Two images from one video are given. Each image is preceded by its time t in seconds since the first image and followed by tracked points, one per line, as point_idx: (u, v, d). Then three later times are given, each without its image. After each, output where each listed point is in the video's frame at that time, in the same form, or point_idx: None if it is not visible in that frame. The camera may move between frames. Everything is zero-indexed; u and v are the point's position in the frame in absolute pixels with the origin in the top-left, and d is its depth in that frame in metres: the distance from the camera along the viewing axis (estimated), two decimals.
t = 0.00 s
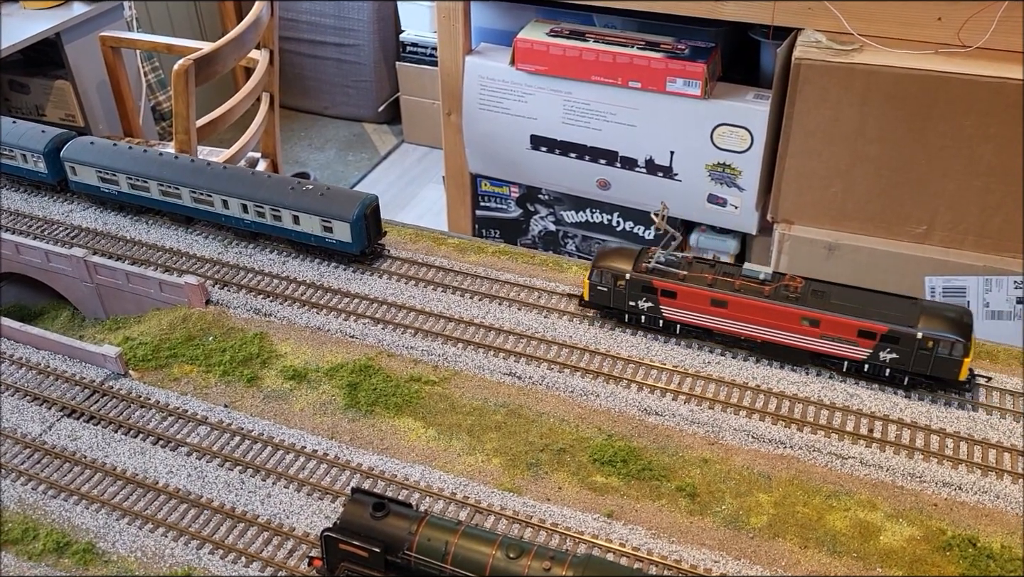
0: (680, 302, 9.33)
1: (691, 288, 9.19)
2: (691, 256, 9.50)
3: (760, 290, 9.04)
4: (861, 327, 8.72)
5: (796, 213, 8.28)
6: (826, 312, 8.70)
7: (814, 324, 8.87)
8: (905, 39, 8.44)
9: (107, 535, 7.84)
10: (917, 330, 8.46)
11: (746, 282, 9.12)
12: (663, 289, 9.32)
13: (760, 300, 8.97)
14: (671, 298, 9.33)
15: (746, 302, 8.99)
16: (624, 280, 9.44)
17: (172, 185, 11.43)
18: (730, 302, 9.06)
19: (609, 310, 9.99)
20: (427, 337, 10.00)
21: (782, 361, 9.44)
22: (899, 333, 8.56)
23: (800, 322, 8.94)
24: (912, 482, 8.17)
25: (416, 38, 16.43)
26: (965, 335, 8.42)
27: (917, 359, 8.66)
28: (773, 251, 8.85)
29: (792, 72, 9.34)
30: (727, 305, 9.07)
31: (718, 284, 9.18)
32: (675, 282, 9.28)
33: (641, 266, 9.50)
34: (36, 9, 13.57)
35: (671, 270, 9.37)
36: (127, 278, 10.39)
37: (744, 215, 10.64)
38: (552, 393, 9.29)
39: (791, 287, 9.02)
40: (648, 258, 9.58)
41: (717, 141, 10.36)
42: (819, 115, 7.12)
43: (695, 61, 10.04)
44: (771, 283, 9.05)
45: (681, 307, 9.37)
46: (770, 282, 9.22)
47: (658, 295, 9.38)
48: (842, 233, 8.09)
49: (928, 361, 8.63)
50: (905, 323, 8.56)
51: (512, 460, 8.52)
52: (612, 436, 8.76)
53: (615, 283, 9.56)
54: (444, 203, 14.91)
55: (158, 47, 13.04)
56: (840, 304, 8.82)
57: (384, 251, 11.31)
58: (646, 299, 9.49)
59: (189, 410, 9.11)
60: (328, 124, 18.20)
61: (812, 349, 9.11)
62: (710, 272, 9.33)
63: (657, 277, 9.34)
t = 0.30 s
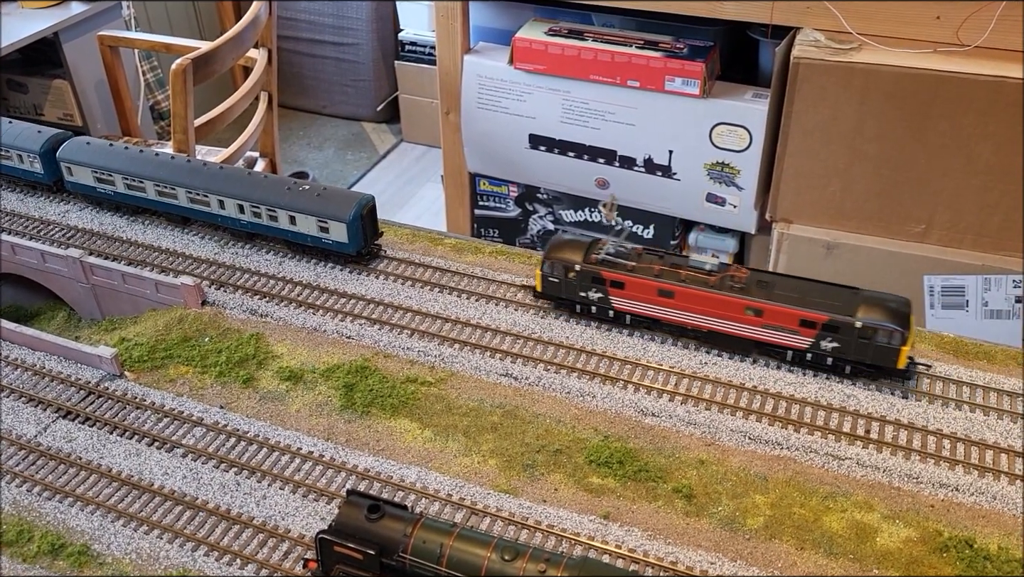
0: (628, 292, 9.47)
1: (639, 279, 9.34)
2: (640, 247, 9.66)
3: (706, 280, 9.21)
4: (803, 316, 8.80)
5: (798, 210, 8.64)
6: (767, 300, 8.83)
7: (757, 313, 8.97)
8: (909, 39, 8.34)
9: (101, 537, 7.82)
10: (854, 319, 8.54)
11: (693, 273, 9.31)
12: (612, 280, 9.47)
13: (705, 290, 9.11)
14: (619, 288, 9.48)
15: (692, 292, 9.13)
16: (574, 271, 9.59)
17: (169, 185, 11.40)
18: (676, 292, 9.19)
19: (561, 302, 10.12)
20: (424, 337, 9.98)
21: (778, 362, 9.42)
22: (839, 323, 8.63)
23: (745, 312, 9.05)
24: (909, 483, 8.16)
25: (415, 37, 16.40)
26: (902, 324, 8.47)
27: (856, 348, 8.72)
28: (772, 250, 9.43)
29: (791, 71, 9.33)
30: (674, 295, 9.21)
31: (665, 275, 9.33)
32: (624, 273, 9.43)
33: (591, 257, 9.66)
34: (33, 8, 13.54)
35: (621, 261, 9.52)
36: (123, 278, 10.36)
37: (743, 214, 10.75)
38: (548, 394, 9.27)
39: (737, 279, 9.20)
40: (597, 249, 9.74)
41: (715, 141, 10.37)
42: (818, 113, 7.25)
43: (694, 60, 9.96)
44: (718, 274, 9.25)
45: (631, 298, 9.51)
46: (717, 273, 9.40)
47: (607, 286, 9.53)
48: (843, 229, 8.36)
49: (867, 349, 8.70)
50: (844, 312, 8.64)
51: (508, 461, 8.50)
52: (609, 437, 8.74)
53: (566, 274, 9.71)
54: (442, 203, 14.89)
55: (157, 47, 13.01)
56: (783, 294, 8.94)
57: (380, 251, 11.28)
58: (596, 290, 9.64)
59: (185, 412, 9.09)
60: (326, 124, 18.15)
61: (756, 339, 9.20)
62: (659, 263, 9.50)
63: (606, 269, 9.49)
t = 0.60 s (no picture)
0: (568, 277, 9.66)
1: (579, 264, 9.52)
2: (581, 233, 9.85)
3: (643, 265, 9.39)
4: (735, 300, 9.02)
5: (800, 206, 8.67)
6: (701, 284, 9.04)
7: (692, 297, 9.18)
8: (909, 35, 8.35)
9: (101, 535, 7.79)
10: (784, 300, 8.77)
11: (630, 258, 9.49)
12: (552, 265, 9.65)
13: (642, 275, 9.31)
14: (560, 273, 9.66)
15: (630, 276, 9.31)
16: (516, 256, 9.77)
17: (168, 182, 11.36)
18: (614, 276, 9.39)
19: (504, 287, 10.33)
20: (424, 335, 9.94)
21: (780, 359, 9.38)
22: (769, 305, 8.85)
23: (680, 295, 9.25)
24: (911, 481, 8.13)
25: (415, 34, 16.35)
26: (830, 306, 8.71)
27: (787, 330, 8.93)
28: (774, 248, 9.71)
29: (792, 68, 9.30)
30: (612, 279, 9.40)
31: (604, 261, 9.52)
32: (563, 258, 9.61)
33: (533, 243, 9.84)
34: (33, 5, 13.50)
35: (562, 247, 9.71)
36: (122, 276, 10.33)
37: (743, 212, 10.78)
38: (548, 392, 9.24)
39: (672, 263, 9.39)
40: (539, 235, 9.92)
41: (716, 139, 10.34)
42: (819, 110, 7.40)
43: (694, 58, 9.94)
44: (654, 259, 9.43)
45: (570, 282, 9.70)
46: (654, 257, 9.59)
47: (548, 270, 9.72)
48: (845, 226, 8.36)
49: (798, 331, 8.91)
50: (774, 295, 8.88)
51: (508, 459, 8.47)
52: (610, 435, 8.71)
53: (509, 259, 9.89)
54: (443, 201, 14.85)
55: (157, 45, 12.99)
56: (716, 278, 9.16)
57: (380, 249, 11.25)
58: (538, 275, 9.83)
59: (184, 409, 9.05)
60: (327, 122, 18.09)
61: (690, 322, 9.40)
62: (599, 248, 9.69)
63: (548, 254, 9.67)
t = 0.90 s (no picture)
0: (531, 268, 9.77)
1: (541, 255, 9.64)
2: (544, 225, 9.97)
3: (603, 256, 9.52)
4: (693, 290, 9.16)
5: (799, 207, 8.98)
6: (660, 275, 9.17)
7: (651, 288, 9.30)
8: (910, 35, 8.32)
9: (97, 534, 7.79)
10: (740, 291, 8.92)
11: (591, 249, 9.64)
12: (515, 256, 9.76)
13: (601, 266, 9.43)
14: (523, 264, 9.77)
15: (590, 267, 9.44)
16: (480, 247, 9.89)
17: (166, 181, 11.37)
18: (575, 267, 9.50)
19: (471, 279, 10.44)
20: (422, 334, 9.93)
21: (777, 358, 9.37)
22: (725, 295, 8.98)
23: (639, 286, 9.37)
24: (908, 480, 8.12)
25: (415, 33, 16.32)
26: (785, 297, 8.87)
27: (743, 321, 9.06)
28: (772, 248, 9.70)
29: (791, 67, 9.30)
30: (573, 270, 9.53)
31: (566, 252, 9.64)
32: (526, 249, 9.73)
33: (496, 234, 9.96)
34: (32, 4, 13.47)
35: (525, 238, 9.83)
36: (120, 275, 10.33)
37: (743, 211, 10.73)
38: (546, 390, 9.23)
39: (632, 255, 9.55)
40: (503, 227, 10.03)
41: (716, 138, 10.32)
42: (818, 112, 7.82)
43: (694, 57, 9.91)
44: (614, 250, 9.58)
45: (533, 274, 9.81)
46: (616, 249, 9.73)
47: (511, 262, 9.84)
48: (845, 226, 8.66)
49: (754, 322, 9.04)
50: (731, 286, 9.02)
51: (506, 458, 8.46)
52: (608, 433, 8.71)
53: (473, 251, 10.00)
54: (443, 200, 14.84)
55: (157, 44, 12.97)
56: (675, 268, 9.33)
57: (378, 248, 11.24)
58: (501, 266, 9.94)
59: (182, 408, 9.05)
60: (327, 121, 18.06)
61: (650, 313, 9.52)
62: (561, 240, 9.82)
63: (511, 245, 9.79)
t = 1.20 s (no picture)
0: (500, 259, 9.86)
1: (511, 247, 9.72)
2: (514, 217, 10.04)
3: (572, 247, 9.59)
4: (659, 280, 9.24)
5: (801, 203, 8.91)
6: (627, 266, 9.25)
7: (618, 278, 9.39)
8: (913, 33, 8.27)
9: (94, 531, 7.76)
10: (706, 281, 9.02)
11: (560, 240, 9.69)
12: (485, 247, 9.85)
13: (569, 257, 9.52)
14: (493, 255, 9.86)
15: (558, 258, 9.52)
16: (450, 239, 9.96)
17: (165, 177, 11.33)
18: (544, 258, 9.59)
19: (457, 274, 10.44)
20: (421, 331, 9.89)
21: (778, 356, 9.33)
22: (691, 286, 9.07)
23: (607, 277, 9.46)
24: (909, 479, 8.09)
25: (416, 31, 16.27)
26: (750, 287, 8.97)
27: (710, 311, 9.16)
28: (772, 246, 9.87)
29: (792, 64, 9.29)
30: (543, 261, 9.61)
31: (535, 243, 9.71)
32: (496, 240, 9.81)
33: (467, 226, 10.02)
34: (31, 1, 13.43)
35: (495, 229, 9.91)
36: (119, 271, 10.30)
37: (743, 210, 10.69)
38: (545, 388, 9.19)
39: (600, 246, 9.61)
40: (473, 218, 10.11)
41: (717, 136, 10.29)
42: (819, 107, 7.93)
43: (695, 55, 9.86)
44: (583, 241, 9.65)
45: (503, 265, 9.90)
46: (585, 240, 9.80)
47: (481, 253, 9.92)
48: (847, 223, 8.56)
49: (720, 312, 9.13)
50: (697, 276, 9.11)
51: (505, 456, 8.43)
52: (607, 431, 8.67)
53: (444, 242, 10.08)
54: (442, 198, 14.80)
55: (156, 41, 12.92)
56: (643, 259, 9.38)
57: (377, 245, 11.20)
58: (472, 258, 10.03)
59: (180, 405, 9.01)
60: (327, 119, 17.99)
61: (617, 303, 9.62)
62: (531, 231, 9.88)
63: (480, 236, 9.87)
